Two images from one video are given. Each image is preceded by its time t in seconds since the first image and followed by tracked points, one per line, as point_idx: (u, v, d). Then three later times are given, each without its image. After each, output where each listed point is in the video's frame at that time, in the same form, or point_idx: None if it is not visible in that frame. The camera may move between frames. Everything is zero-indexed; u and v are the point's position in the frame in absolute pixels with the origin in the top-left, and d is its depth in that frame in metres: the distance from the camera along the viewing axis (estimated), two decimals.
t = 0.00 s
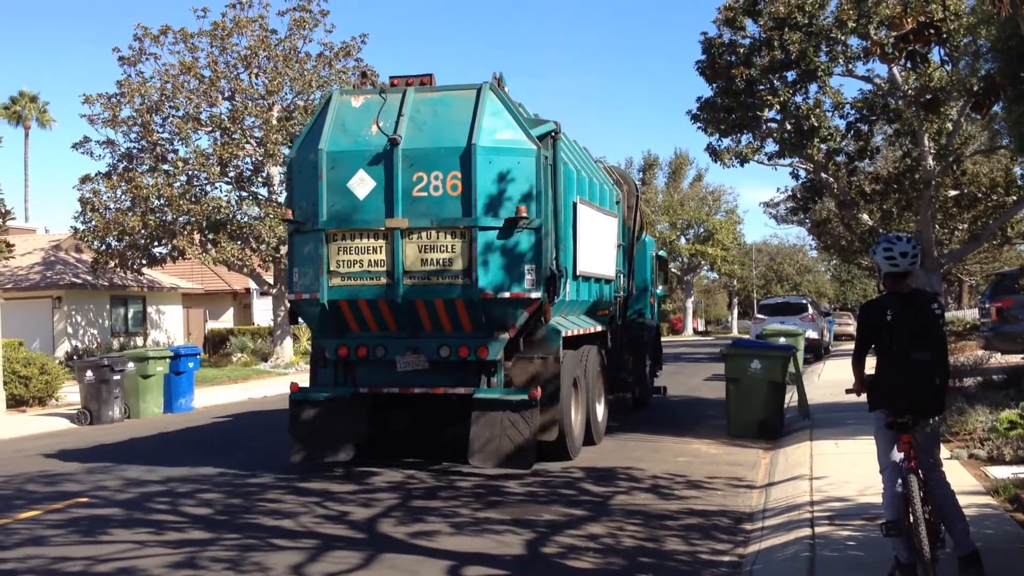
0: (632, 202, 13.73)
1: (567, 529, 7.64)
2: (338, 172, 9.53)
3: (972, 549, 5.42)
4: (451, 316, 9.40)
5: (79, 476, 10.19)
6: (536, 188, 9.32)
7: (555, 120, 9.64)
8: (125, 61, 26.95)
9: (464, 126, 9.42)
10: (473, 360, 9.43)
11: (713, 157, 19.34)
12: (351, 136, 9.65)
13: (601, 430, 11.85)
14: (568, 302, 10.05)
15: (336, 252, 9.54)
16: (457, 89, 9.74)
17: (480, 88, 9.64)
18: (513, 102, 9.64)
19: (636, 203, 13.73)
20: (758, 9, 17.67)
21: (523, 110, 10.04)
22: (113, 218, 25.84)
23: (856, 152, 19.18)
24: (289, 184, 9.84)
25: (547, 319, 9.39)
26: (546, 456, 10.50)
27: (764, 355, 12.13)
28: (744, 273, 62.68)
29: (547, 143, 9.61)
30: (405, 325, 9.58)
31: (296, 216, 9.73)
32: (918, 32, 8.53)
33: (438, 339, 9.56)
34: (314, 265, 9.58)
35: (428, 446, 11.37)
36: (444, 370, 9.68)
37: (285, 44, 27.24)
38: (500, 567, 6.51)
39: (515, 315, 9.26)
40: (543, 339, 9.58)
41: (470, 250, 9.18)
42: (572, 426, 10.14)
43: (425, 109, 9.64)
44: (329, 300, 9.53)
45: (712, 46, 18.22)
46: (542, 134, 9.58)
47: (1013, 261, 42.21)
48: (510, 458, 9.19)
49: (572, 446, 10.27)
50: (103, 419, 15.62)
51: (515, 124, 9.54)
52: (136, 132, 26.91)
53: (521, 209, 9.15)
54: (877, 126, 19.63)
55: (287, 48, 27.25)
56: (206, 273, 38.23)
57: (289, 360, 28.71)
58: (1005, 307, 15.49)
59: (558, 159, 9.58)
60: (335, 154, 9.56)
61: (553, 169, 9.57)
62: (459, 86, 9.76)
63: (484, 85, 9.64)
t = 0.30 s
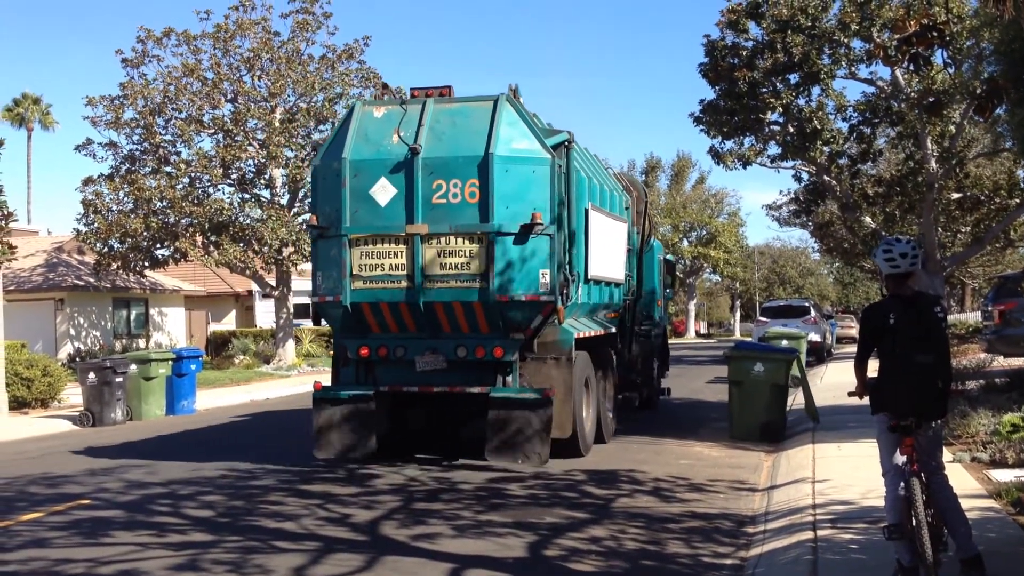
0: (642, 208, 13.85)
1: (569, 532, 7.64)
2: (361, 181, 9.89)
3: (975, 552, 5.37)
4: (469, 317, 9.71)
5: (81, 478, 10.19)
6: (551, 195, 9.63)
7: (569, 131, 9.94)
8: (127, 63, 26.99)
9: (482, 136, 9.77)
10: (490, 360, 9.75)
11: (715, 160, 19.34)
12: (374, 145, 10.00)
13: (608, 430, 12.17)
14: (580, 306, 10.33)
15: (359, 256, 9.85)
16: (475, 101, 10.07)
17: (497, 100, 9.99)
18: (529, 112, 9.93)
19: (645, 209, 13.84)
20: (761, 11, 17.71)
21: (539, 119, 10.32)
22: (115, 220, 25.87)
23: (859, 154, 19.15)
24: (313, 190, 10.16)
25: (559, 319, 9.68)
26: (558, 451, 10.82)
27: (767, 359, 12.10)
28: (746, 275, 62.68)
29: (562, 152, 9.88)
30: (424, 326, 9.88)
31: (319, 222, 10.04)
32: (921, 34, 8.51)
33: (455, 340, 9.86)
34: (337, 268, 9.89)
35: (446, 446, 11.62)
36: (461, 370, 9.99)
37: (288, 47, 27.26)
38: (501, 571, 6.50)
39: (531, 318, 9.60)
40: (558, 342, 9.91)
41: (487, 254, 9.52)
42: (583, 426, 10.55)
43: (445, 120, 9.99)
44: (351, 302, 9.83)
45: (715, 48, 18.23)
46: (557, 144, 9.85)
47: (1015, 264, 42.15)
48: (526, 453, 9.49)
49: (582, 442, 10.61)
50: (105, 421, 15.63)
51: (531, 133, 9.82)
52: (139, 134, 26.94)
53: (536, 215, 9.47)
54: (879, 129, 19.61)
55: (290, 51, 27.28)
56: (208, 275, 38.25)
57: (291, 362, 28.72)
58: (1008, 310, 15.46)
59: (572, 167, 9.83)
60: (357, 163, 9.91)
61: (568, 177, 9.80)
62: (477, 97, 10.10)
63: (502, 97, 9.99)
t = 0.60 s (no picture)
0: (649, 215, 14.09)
1: (570, 534, 7.63)
2: (386, 190, 10.51)
3: (977, 555, 5.32)
4: (488, 320, 10.38)
5: (82, 481, 10.20)
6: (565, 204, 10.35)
7: (583, 143, 10.66)
8: (129, 66, 27.01)
9: (500, 147, 10.41)
10: (507, 360, 10.45)
11: (717, 162, 19.33)
12: (398, 156, 10.64)
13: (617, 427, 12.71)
14: (591, 307, 11.09)
15: (383, 261, 10.50)
16: (493, 115, 10.75)
17: (515, 112, 10.64)
18: (544, 125, 10.63)
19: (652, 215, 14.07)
20: (762, 14, 17.89)
21: (551, 130, 11.05)
22: (117, 222, 25.85)
23: (860, 158, 19.03)
24: (339, 199, 10.79)
25: (574, 322, 10.51)
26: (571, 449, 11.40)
27: (768, 361, 12.09)
28: (747, 278, 62.63)
29: (576, 162, 10.64)
30: (444, 328, 10.55)
31: (346, 228, 10.67)
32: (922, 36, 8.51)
33: (474, 341, 10.53)
34: (363, 272, 10.53)
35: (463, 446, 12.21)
36: (479, 368, 10.71)
37: (290, 49, 27.28)
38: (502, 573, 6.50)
39: (546, 320, 10.34)
40: (571, 342, 10.56)
41: (505, 260, 10.16)
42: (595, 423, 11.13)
43: (465, 133, 10.64)
44: (376, 305, 10.48)
45: (716, 51, 18.37)
46: (571, 154, 10.62)
47: (1017, 267, 42.03)
48: (541, 448, 10.06)
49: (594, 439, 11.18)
50: (106, 424, 15.63)
51: (546, 144, 10.52)
52: (140, 136, 26.95)
53: (551, 223, 10.16)
54: (880, 132, 19.56)
55: (292, 53, 27.31)
56: (209, 278, 38.24)
57: (292, 364, 28.70)
58: (1009, 313, 15.42)
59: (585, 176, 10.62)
60: (382, 173, 10.54)
61: (580, 187, 10.59)
62: (495, 111, 10.77)
63: (518, 110, 10.64)
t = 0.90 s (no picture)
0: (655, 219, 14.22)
1: (569, 535, 7.62)
2: (409, 198, 10.90)
3: (976, 555, 5.31)
4: (506, 321, 10.75)
5: (80, 482, 10.18)
6: (579, 211, 10.77)
7: (594, 153, 11.08)
8: (128, 67, 27.00)
9: (517, 157, 10.79)
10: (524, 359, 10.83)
11: (715, 163, 19.34)
12: (420, 166, 11.02)
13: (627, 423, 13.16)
14: (603, 308, 11.54)
15: (407, 265, 10.88)
16: (510, 125, 11.13)
17: (531, 125, 11.04)
18: (559, 136, 11.03)
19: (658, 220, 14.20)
20: (761, 16, 17.84)
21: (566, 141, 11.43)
22: (115, 224, 25.82)
23: (859, 158, 19.06)
24: (364, 206, 11.19)
25: (587, 322, 10.88)
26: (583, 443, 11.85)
27: (765, 361, 12.09)
28: (745, 278, 62.67)
29: (588, 172, 11.02)
30: (464, 329, 10.94)
31: (371, 234, 11.07)
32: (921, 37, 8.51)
33: (493, 340, 10.95)
34: (387, 276, 10.92)
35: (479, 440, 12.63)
36: (497, 366, 11.13)
37: (288, 51, 27.26)
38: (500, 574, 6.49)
39: (561, 320, 10.72)
40: (584, 342, 10.89)
41: (522, 263, 10.53)
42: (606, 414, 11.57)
43: (484, 143, 11.03)
44: (400, 307, 10.88)
45: (715, 52, 18.30)
46: (585, 164, 11.02)
47: (1015, 268, 41.99)
48: (556, 441, 10.52)
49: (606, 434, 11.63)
50: (104, 425, 15.61)
51: (561, 155, 10.93)
52: (138, 138, 26.93)
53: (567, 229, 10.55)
54: (879, 132, 19.51)
55: (291, 54, 27.29)
56: (208, 279, 38.22)
57: (291, 365, 28.69)
58: (1008, 314, 15.41)
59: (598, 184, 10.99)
60: (406, 181, 10.93)
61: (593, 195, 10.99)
62: (513, 122, 11.16)
63: (535, 122, 11.04)
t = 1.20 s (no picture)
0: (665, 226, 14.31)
1: (572, 538, 7.62)
2: (438, 207, 11.13)
3: (977, 558, 5.28)
4: (529, 322, 11.00)
5: (84, 484, 10.20)
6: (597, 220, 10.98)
7: (611, 165, 11.30)
8: (131, 69, 27.04)
9: (540, 169, 11.03)
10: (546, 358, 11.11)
11: (717, 166, 19.36)
12: (448, 177, 11.24)
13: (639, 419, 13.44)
14: (619, 312, 11.77)
15: (435, 270, 11.11)
16: (534, 140, 11.38)
17: (553, 138, 11.28)
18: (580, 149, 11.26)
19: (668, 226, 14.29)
20: (763, 18, 17.83)
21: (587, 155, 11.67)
22: (118, 225, 25.84)
23: (861, 161, 19.06)
24: (394, 215, 11.42)
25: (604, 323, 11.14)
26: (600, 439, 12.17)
27: (768, 364, 12.12)
28: (747, 281, 62.67)
29: (605, 183, 11.23)
30: (489, 330, 11.21)
31: (400, 242, 11.30)
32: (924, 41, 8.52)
33: (515, 340, 11.20)
34: (416, 280, 11.17)
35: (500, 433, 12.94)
36: (519, 364, 11.39)
37: (291, 53, 27.30)
38: None
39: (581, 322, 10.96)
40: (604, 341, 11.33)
41: (545, 269, 10.78)
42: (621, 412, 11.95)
43: (509, 155, 11.26)
44: (428, 310, 11.13)
45: (717, 54, 18.26)
46: (603, 175, 11.23)
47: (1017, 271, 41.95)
48: (576, 437, 10.83)
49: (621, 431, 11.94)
50: (107, 427, 15.64)
51: (581, 167, 11.16)
52: (141, 139, 26.96)
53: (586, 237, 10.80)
54: (881, 135, 19.50)
55: (293, 57, 27.33)
56: (211, 281, 38.25)
57: (293, 367, 28.71)
58: (1011, 317, 15.41)
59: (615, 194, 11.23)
60: (434, 192, 11.16)
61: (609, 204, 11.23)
62: (537, 137, 11.40)
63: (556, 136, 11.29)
